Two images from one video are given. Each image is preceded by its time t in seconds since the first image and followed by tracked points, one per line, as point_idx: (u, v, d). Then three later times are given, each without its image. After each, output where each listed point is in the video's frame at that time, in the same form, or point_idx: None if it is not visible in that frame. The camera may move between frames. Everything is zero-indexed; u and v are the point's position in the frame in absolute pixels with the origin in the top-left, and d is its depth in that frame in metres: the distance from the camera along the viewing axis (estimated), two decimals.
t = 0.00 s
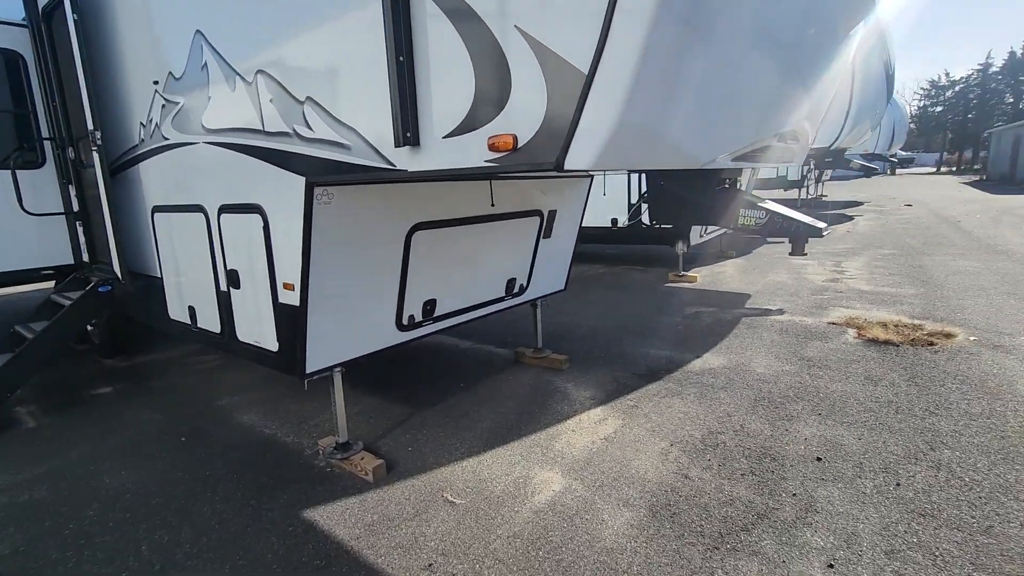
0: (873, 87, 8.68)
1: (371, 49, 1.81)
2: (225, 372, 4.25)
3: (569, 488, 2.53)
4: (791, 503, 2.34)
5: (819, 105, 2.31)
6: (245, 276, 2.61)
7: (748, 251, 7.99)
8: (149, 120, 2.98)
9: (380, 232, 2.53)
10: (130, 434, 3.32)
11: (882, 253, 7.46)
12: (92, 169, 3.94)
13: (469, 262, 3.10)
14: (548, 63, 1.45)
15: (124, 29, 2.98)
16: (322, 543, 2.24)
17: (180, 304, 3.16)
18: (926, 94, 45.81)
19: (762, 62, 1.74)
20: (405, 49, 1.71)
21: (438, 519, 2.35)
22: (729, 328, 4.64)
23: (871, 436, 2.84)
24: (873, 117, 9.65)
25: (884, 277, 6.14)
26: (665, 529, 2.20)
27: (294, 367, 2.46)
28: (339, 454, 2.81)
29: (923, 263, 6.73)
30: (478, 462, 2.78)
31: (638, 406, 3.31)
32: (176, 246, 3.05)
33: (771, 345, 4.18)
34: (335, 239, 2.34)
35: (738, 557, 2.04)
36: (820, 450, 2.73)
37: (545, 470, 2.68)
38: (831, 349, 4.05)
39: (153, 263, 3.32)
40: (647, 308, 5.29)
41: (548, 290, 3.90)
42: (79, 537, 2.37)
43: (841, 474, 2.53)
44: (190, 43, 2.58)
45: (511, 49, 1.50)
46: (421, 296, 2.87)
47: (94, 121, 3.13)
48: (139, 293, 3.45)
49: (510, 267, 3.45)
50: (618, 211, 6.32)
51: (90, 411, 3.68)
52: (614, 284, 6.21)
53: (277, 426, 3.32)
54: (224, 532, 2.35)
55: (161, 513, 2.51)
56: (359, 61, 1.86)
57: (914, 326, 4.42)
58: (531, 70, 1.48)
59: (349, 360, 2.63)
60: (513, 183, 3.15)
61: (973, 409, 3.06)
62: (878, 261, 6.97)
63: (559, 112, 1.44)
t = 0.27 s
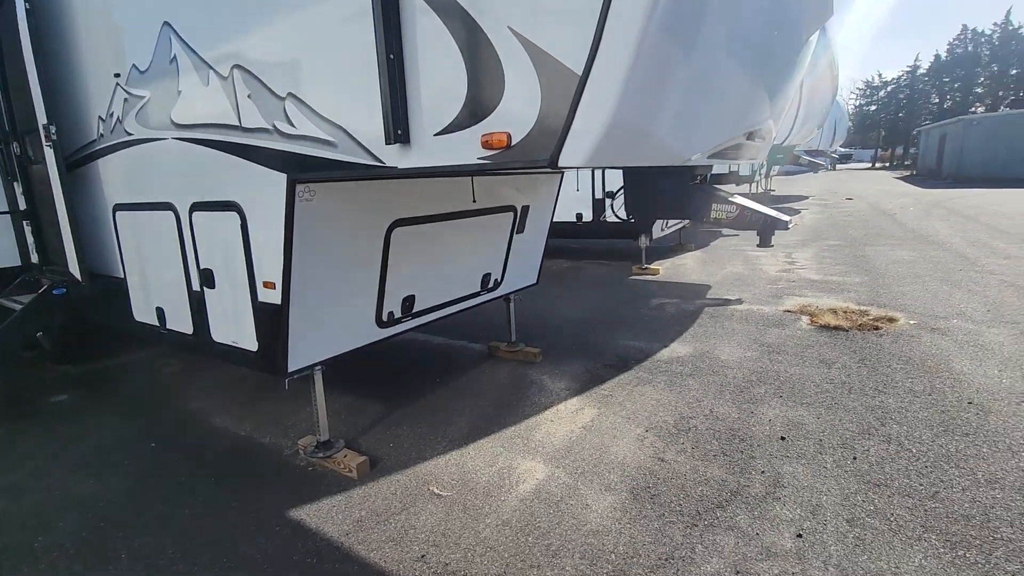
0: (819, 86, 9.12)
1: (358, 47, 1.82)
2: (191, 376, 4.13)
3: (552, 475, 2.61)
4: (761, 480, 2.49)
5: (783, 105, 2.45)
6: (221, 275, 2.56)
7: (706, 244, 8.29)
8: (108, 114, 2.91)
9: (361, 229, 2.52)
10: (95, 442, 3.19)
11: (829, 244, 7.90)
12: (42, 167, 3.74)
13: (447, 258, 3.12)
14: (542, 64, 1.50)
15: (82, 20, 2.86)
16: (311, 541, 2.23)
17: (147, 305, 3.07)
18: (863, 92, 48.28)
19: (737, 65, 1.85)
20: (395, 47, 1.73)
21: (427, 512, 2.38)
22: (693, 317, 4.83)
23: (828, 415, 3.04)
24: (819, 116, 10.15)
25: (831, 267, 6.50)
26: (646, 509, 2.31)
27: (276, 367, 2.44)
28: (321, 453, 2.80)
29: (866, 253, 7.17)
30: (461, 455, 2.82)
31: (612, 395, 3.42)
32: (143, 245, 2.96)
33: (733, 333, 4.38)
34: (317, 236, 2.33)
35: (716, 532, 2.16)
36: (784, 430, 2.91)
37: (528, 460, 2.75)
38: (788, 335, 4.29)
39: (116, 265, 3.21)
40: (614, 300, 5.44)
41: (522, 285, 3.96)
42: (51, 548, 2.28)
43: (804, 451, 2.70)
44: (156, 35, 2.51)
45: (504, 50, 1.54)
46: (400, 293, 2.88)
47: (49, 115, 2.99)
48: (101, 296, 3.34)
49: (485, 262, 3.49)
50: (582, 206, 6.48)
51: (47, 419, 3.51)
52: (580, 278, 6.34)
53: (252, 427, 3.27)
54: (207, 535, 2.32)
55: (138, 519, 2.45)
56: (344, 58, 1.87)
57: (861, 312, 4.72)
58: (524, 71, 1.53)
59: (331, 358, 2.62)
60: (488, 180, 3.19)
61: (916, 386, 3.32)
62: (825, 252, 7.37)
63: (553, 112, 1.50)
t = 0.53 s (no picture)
0: (773, 86, 9.50)
1: (345, 48, 1.84)
2: (158, 380, 4.03)
3: (535, 465, 2.69)
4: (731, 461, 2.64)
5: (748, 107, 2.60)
6: (198, 275, 2.53)
7: (668, 239, 8.55)
8: (70, 111, 2.83)
9: (343, 227, 2.53)
10: (61, 450, 3.09)
11: (783, 238, 8.27)
12: None
13: (425, 254, 3.15)
14: (532, 68, 1.57)
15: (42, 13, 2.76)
16: (300, 539, 2.24)
17: (116, 308, 2.99)
18: (810, 92, 50.36)
19: (709, 70, 1.96)
20: (385, 48, 1.76)
21: (415, 505, 2.42)
22: (660, 310, 5.00)
23: (790, 399, 3.23)
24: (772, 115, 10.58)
25: (786, 259, 6.83)
26: (627, 493, 2.42)
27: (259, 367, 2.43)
28: (304, 452, 2.80)
29: (817, 245, 7.55)
30: (445, 449, 2.87)
31: (588, 386, 3.53)
32: (112, 245, 2.88)
33: (698, 324, 4.57)
34: (299, 235, 2.33)
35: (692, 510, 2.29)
36: (750, 413, 3.08)
37: (510, 451, 2.83)
38: (749, 324, 4.50)
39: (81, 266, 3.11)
40: (584, 295, 5.57)
41: (496, 281, 4.03)
42: (25, 559, 2.22)
43: (769, 433, 2.88)
44: (125, 30, 2.44)
45: (495, 54, 1.60)
46: (381, 290, 2.89)
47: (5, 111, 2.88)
48: (65, 299, 3.23)
49: (461, 259, 3.54)
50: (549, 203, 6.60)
51: (5, 429, 3.37)
52: (550, 273, 6.46)
53: (229, 429, 3.22)
54: (192, 538, 2.30)
55: (117, 526, 2.40)
56: (330, 58, 1.88)
57: (815, 301, 5.00)
58: (515, 74, 1.59)
59: (313, 357, 2.62)
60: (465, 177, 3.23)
61: (867, 369, 3.56)
62: (780, 245, 7.72)
63: (543, 113, 1.57)
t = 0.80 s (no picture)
0: (746, 84, 9.69)
1: (325, 44, 1.84)
2: (131, 380, 3.95)
3: (516, 456, 2.74)
4: (706, 448, 2.73)
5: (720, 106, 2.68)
6: (174, 272, 2.50)
7: (643, 234, 8.68)
8: (37, 105, 2.76)
9: (322, 223, 2.53)
10: (30, 452, 3.02)
11: (755, 233, 8.48)
12: None
13: (405, 250, 3.16)
14: (513, 67, 1.60)
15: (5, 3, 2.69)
16: (283, 535, 2.25)
17: (88, 306, 2.93)
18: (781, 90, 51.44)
19: (683, 70, 2.02)
20: (365, 45, 1.77)
21: (398, 498, 2.45)
22: (636, 304, 5.10)
23: (760, 388, 3.35)
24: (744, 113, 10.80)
25: (757, 254, 7.01)
26: (606, 482, 2.48)
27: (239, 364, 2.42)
28: (284, 448, 2.79)
29: (787, 240, 7.76)
30: (426, 443, 2.90)
31: (566, 379, 3.59)
32: (83, 243, 2.82)
33: (673, 317, 4.68)
34: (279, 231, 2.33)
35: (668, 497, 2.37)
36: (723, 403, 3.18)
37: (491, 444, 2.87)
38: (722, 317, 4.63)
39: (49, 264, 3.04)
40: (561, 290, 5.64)
41: (475, 277, 4.05)
42: None
43: (741, 421, 2.98)
44: (95, 23, 2.39)
45: (476, 53, 1.63)
46: (360, 286, 2.90)
47: None
48: (34, 298, 3.16)
49: (440, 255, 3.56)
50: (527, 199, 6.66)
51: None
52: (528, 269, 6.51)
53: (206, 428, 3.19)
54: (172, 536, 2.28)
55: (93, 527, 2.36)
56: (309, 54, 1.88)
57: (785, 295, 5.16)
58: (496, 73, 1.62)
59: (293, 353, 2.61)
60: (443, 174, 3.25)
61: (833, 359, 3.71)
62: (752, 240, 7.92)
63: (523, 111, 1.61)
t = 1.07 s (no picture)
0: (776, 88, 9.53)
1: (354, 52, 1.89)
2: (163, 376, 4.09)
3: (534, 459, 2.75)
4: (726, 456, 2.70)
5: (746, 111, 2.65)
6: (206, 271, 2.58)
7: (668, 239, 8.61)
8: (82, 109, 2.89)
9: (348, 225, 2.59)
10: (68, 442, 3.15)
11: (782, 240, 8.33)
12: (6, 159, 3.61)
13: (428, 253, 3.21)
14: (535, 73, 1.62)
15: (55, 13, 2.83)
16: (305, 529, 2.30)
17: (125, 303, 3.05)
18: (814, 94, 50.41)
19: (707, 75, 2.02)
20: (392, 52, 1.81)
21: (417, 497, 2.48)
22: (659, 310, 5.06)
23: (785, 398, 3.29)
24: (774, 117, 10.63)
25: (785, 261, 6.88)
26: (624, 488, 2.48)
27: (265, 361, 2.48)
28: (307, 445, 2.84)
29: (816, 247, 7.61)
30: (446, 444, 2.93)
31: (586, 383, 3.59)
32: (122, 241, 2.94)
33: (697, 324, 4.63)
34: (306, 233, 2.39)
35: (687, 505, 2.35)
36: (746, 411, 3.14)
37: (510, 446, 2.88)
38: (747, 325, 4.56)
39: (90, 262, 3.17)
40: (583, 294, 5.63)
41: (497, 280, 4.08)
42: (37, 547, 2.27)
43: (764, 430, 2.94)
44: (137, 31, 2.50)
45: (500, 60, 1.65)
46: (384, 288, 2.95)
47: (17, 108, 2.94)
48: (75, 294, 3.30)
49: (463, 258, 3.59)
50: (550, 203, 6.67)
51: (14, 422, 3.44)
52: (550, 273, 6.52)
53: (233, 423, 3.28)
54: (200, 527, 2.35)
55: (126, 515, 2.46)
56: (339, 61, 1.94)
57: (812, 303, 5.06)
58: (519, 79, 1.64)
59: (318, 352, 2.67)
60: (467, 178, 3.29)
61: (861, 370, 3.62)
62: (779, 247, 7.78)
63: (546, 118, 1.63)
